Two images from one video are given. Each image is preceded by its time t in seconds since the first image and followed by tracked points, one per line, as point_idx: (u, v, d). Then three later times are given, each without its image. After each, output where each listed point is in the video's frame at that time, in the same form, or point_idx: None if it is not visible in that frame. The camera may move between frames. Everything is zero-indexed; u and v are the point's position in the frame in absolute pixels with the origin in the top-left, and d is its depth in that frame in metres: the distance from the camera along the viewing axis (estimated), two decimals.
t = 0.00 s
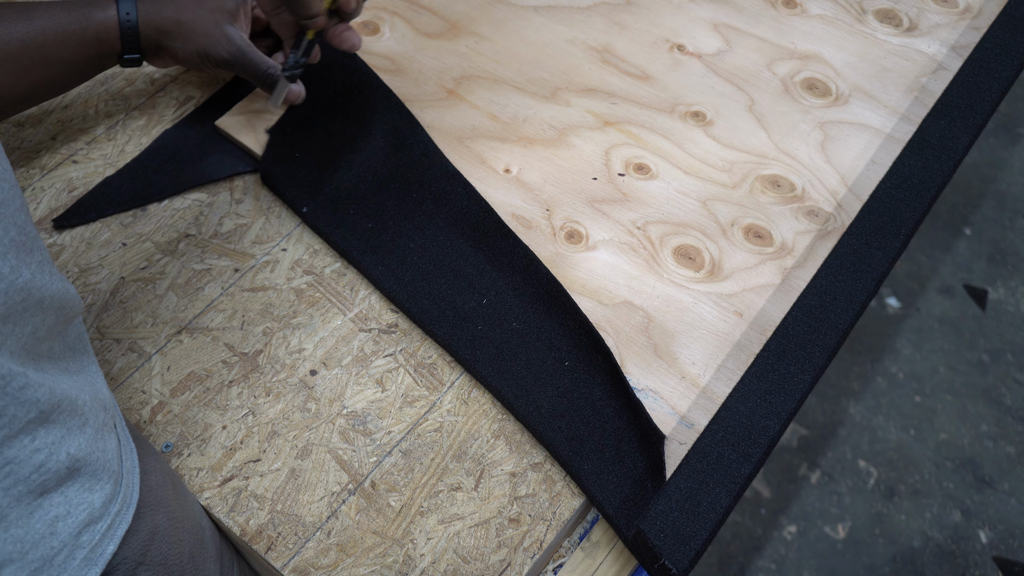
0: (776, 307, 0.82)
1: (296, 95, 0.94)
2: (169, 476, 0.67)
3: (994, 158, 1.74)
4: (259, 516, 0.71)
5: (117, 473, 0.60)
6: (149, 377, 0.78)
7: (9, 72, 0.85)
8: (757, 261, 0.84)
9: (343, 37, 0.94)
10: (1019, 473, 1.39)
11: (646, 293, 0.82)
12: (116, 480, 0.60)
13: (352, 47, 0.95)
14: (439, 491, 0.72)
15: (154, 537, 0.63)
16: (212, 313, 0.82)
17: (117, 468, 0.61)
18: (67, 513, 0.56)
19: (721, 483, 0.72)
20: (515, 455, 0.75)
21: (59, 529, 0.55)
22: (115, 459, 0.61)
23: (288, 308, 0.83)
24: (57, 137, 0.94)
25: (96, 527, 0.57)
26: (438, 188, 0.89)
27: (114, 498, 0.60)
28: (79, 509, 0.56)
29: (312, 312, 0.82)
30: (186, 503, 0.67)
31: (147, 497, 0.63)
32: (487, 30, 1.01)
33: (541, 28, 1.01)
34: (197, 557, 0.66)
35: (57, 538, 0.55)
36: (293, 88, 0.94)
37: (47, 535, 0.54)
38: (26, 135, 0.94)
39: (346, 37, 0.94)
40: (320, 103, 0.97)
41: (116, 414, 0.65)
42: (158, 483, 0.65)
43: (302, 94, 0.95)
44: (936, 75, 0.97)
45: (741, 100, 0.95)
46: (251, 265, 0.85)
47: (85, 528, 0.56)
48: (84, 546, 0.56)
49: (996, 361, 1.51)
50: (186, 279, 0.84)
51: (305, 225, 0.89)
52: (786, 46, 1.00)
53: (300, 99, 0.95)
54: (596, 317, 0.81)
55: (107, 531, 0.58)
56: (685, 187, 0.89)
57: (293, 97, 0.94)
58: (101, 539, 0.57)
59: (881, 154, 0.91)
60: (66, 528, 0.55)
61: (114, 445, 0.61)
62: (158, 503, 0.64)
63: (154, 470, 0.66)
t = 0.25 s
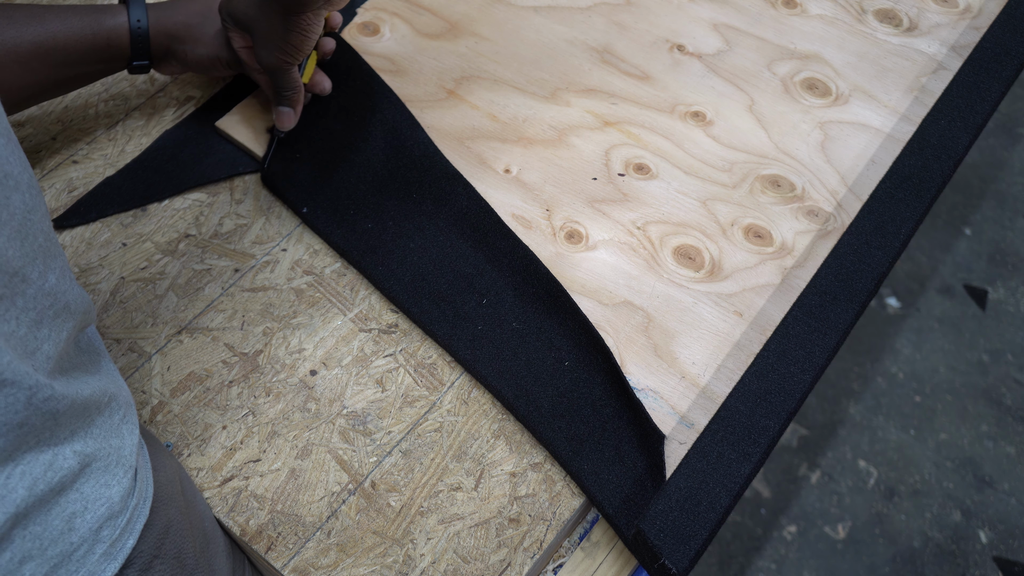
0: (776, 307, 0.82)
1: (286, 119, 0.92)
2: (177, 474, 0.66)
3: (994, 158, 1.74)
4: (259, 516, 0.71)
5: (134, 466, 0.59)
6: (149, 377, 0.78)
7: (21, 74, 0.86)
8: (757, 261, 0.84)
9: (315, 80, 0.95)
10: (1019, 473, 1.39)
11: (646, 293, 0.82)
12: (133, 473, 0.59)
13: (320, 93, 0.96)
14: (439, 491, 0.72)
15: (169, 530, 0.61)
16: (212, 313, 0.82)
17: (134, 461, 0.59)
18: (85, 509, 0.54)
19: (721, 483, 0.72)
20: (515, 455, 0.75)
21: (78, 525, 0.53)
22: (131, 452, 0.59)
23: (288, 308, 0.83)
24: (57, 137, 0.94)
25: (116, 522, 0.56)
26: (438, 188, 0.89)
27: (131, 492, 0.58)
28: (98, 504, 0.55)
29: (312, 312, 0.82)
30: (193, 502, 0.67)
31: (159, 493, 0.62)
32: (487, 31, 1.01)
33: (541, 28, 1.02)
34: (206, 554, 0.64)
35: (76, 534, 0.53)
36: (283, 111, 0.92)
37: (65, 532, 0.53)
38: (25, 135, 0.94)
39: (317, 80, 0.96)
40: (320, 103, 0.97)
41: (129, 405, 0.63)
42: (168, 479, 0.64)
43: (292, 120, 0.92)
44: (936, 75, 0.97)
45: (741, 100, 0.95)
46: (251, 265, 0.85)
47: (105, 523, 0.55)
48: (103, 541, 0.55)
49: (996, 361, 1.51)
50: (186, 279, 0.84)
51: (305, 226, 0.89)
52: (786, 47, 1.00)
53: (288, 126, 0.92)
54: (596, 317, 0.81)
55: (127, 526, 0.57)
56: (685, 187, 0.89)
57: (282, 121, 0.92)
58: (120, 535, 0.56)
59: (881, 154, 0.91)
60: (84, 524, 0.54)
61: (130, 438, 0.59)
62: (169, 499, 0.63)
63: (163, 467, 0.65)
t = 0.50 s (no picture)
0: (776, 307, 0.82)
1: (287, 117, 0.92)
2: (176, 474, 0.66)
3: (994, 158, 1.74)
4: (259, 516, 0.71)
5: (133, 466, 0.59)
6: (149, 377, 0.78)
7: (24, 61, 0.86)
8: (757, 261, 0.84)
9: (316, 80, 0.96)
10: (1019, 473, 1.39)
11: (646, 292, 0.82)
12: (132, 473, 0.58)
13: (321, 93, 0.97)
14: (439, 491, 0.72)
15: (168, 530, 0.61)
16: (212, 313, 0.82)
17: (132, 462, 0.59)
18: (83, 509, 0.54)
19: (721, 483, 0.72)
20: (515, 455, 0.75)
21: (76, 526, 0.53)
22: (130, 452, 0.59)
23: (288, 308, 0.83)
24: (57, 137, 0.94)
25: (114, 522, 0.56)
26: (438, 188, 0.89)
27: (130, 493, 0.58)
28: (96, 505, 0.55)
29: (312, 312, 0.82)
30: (192, 502, 0.67)
31: (159, 493, 0.62)
32: (487, 31, 1.01)
33: (541, 28, 1.02)
34: (206, 554, 0.64)
35: (74, 535, 0.53)
36: (284, 109, 0.92)
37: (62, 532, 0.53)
38: (25, 135, 0.94)
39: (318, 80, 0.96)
40: (320, 103, 0.97)
41: (129, 406, 0.63)
42: (167, 480, 0.64)
43: (293, 118, 0.92)
44: (936, 75, 0.97)
45: (741, 100, 0.95)
46: (251, 265, 0.85)
47: (104, 524, 0.55)
48: (102, 541, 0.55)
49: (996, 361, 1.51)
50: (186, 279, 0.84)
51: (305, 226, 0.89)
52: (786, 47, 1.00)
53: (289, 124, 0.92)
54: (596, 317, 0.81)
55: (126, 526, 0.57)
56: (685, 187, 0.89)
57: (283, 119, 0.92)
58: (119, 535, 0.56)
59: (881, 154, 0.91)
60: (82, 524, 0.54)
61: (130, 439, 0.59)
62: (168, 499, 0.63)
63: (163, 468, 0.65)
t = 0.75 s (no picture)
0: (776, 307, 0.82)
1: (289, 114, 0.92)
2: (176, 474, 0.66)
3: (994, 158, 1.74)
4: (259, 516, 0.71)
5: (132, 467, 0.59)
6: (149, 377, 0.78)
7: (29, 55, 0.86)
8: (757, 261, 0.84)
9: (320, 78, 0.96)
10: (1019, 473, 1.39)
11: (646, 292, 0.82)
12: (131, 474, 0.58)
13: (325, 91, 0.97)
14: (439, 491, 0.72)
15: (167, 531, 0.61)
16: (212, 313, 0.82)
17: (131, 462, 0.59)
18: (82, 510, 0.54)
19: (721, 483, 0.72)
20: (515, 455, 0.75)
21: (75, 526, 0.53)
22: (129, 453, 0.59)
23: (288, 308, 0.83)
24: (57, 137, 0.94)
25: (113, 523, 0.56)
26: (438, 188, 0.89)
27: (129, 493, 0.58)
28: (95, 505, 0.55)
29: (312, 312, 0.82)
30: (192, 502, 0.67)
31: (158, 494, 0.62)
32: (487, 31, 1.01)
33: (541, 28, 1.02)
34: (206, 554, 0.64)
35: (73, 536, 0.53)
36: (286, 106, 0.92)
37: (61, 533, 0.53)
38: (25, 135, 0.94)
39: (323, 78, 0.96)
40: (320, 103, 0.97)
41: (129, 407, 0.63)
42: (167, 480, 0.64)
43: (295, 116, 0.92)
44: (936, 75, 0.97)
45: (741, 100, 0.95)
46: (251, 265, 0.85)
47: (102, 524, 0.55)
48: (101, 542, 0.55)
49: (996, 361, 1.51)
50: (186, 279, 0.84)
51: (305, 226, 0.88)
52: (786, 47, 1.00)
53: (292, 121, 0.92)
54: (596, 317, 0.81)
55: (125, 527, 0.57)
56: (685, 187, 0.89)
57: (286, 116, 0.92)
58: (118, 536, 0.56)
59: (881, 154, 0.91)
60: (80, 525, 0.54)
61: (129, 439, 0.59)
62: (168, 500, 0.63)
63: (162, 468, 0.65)
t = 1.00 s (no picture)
0: (776, 307, 0.82)
1: (291, 112, 0.92)
2: (176, 475, 0.66)
3: (994, 158, 1.74)
4: (259, 516, 0.71)
5: (131, 468, 0.58)
6: (149, 377, 0.78)
7: (33, 49, 0.85)
8: (757, 261, 0.84)
9: (322, 75, 0.96)
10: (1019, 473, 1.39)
11: (646, 292, 0.82)
12: (130, 475, 0.58)
13: (326, 88, 0.97)
14: (439, 491, 0.72)
15: (166, 531, 0.61)
16: (212, 313, 0.82)
17: (131, 463, 0.59)
18: (81, 511, 0.54)
19: (721, 483, 0.72)
20: (515, 455, 0.75)
21: (74, 527, 0.53)
22: (129, 454, 0.59)
23: (288, 308, 0.83)
24: (57, 137, 0.94)
25: (112, 524, 0.56)
26: (438, 188, 0.89)
27: (128, 494, 0.58)
28: (94, 506, 0.55)
29: (312, 312, 0.82)
30: (192, 502, 0.66)
31: (158, 494, 0.62)
32: (487, 31, 1.01)
33: (541, 28, 1.01)
34: (206, 554, 0.65)
35: (71, 537, 0.53)
36: (288, 104, 0.92)
37: (60, 535, 0.53)
38: (25, 135, 0.94)
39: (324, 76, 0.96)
40: (320, 103, 0.97)
41: (128, 407, 0.63)
42: (167, 481, 0.64)
43: (297, 112, 0.93)
44: (936, 75, 0.97)
45: (741, 100, 0.95)
46: (251, 265, 0.85)
47: (101, 525, 0.55)
48: (100, 543, 0.55)
49: (996, 361, 1.51)
50: (186, 279, 0.84)
51: (305, 226, 0.88)
52: (786, 46, 1.00)
53: (294, 118, 0.93)
54: (596, 317, 0.81)
55: (124, 529, 0.57)
56: (685, 187, 0.89)
57: (288, 113, 0.92)
58: (117, 537, 0.56)
59: (881, 154, 0.91)
60: (79, 527, 0.54)
61: (128, 440, 0.59)
62: (167, 501, 0.63)
63: (162, 469, 0.65)
